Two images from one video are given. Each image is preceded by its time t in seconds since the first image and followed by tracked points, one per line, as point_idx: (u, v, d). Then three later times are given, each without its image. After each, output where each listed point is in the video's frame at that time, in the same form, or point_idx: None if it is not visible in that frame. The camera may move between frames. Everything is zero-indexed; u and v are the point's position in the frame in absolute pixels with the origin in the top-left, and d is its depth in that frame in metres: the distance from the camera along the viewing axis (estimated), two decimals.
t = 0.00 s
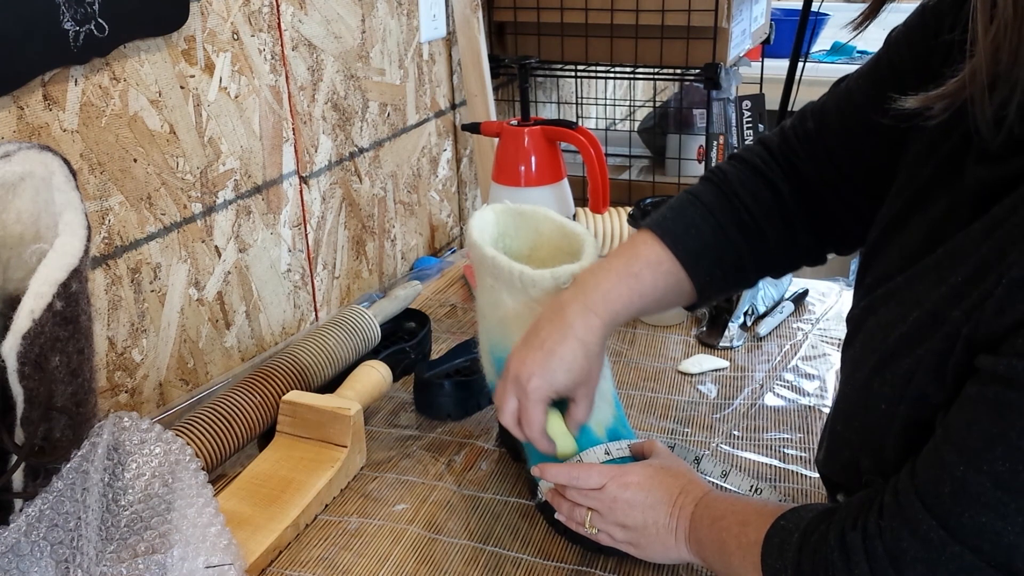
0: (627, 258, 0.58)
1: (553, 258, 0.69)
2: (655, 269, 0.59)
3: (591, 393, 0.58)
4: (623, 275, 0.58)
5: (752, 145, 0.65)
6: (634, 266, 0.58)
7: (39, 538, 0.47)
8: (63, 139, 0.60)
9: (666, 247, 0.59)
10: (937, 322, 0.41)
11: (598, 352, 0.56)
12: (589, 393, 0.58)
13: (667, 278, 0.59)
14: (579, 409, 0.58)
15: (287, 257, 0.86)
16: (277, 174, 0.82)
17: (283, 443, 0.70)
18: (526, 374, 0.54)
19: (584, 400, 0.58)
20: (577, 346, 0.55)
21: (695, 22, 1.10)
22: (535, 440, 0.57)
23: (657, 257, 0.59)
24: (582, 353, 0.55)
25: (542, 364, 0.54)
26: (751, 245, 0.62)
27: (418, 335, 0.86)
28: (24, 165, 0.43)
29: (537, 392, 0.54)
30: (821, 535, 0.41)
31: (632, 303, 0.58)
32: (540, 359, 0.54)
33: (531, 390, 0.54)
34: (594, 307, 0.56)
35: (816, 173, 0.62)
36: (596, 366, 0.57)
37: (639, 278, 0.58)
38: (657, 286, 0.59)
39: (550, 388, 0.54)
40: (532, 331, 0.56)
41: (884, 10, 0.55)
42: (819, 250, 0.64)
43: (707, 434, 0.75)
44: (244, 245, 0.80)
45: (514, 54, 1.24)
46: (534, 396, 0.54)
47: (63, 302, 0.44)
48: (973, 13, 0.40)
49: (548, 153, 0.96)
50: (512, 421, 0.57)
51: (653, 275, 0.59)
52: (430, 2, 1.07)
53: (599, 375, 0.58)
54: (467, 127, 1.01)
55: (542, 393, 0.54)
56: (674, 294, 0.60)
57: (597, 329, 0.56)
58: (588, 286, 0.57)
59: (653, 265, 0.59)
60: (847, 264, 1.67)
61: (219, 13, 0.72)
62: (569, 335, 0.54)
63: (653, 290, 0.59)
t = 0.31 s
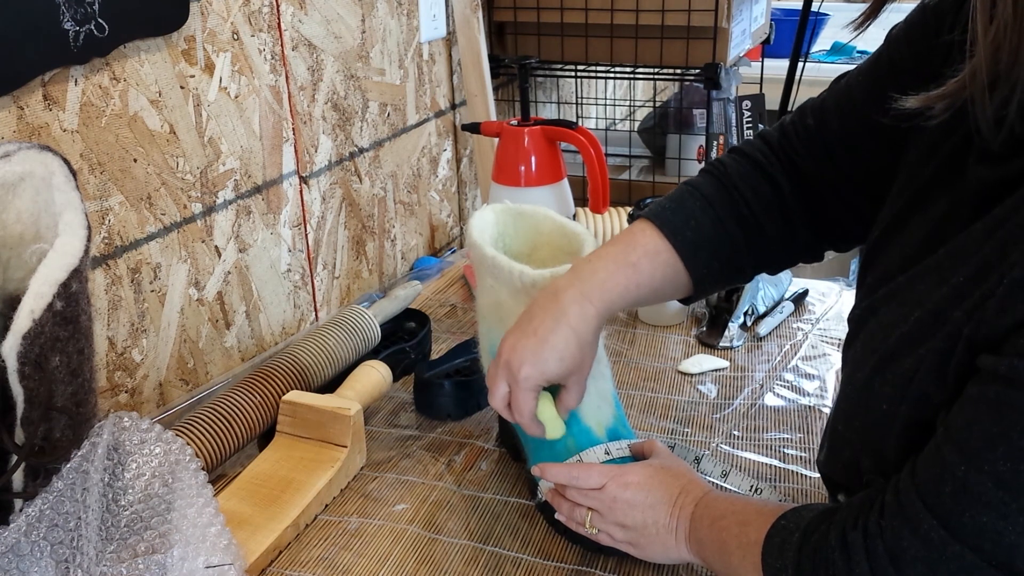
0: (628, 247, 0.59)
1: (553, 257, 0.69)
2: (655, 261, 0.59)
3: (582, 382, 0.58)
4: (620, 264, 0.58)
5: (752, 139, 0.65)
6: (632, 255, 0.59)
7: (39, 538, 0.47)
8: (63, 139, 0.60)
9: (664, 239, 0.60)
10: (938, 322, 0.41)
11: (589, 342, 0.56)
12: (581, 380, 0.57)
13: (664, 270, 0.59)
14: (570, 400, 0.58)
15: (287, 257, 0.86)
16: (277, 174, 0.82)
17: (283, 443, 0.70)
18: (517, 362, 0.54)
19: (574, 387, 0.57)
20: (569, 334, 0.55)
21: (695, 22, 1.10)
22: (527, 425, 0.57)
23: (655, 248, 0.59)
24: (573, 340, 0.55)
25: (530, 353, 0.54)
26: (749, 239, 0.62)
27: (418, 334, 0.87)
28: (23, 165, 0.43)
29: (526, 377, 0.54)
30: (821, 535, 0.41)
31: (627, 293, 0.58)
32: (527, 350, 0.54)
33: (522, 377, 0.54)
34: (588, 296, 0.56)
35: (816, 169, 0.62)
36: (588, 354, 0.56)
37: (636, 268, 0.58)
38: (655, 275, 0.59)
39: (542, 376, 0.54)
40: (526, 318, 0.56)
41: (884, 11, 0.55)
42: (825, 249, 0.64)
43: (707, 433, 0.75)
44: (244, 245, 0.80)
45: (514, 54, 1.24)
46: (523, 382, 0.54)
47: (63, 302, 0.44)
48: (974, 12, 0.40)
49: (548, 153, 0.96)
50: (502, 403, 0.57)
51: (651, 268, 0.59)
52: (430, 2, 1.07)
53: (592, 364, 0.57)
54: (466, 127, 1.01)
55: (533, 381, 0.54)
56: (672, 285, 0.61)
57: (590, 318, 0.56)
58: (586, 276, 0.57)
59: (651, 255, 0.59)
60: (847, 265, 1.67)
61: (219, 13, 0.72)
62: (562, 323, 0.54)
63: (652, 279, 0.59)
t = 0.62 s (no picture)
0: (644, 220, 0.59)
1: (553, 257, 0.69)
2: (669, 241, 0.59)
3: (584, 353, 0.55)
4: (636, 237, 0.58)
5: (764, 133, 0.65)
6: (646, 232, 0.58)
7: (39, 538, 0.47)
8: (63, 139, 0.60)
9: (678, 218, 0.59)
10: (938, 321, 0.41)
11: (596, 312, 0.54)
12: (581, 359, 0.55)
13: (677, 248, 0.59)
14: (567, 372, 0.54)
15: (287, 257, 0.86)
16: (277, 174, 0.82)
17: (283, 443, 0.70)
18: (520, 328, 0.51)
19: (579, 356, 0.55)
20: (576, 306, 0.53)
21: (695, 22, 1.10)
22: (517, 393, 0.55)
23: (670, 227, 0.59)
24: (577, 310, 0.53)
25: (534, 321, 0.51)
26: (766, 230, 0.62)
27: (418, 335, 0.87)
28: (24, 165, 0.43)
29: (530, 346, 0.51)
30: (820, 533, 0.41)
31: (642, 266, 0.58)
32: (531, 318, 0.51)
33: (523, 345, 0.51)
34: (600, 267, 0.55)
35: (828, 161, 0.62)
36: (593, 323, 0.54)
37: (649, 244, 0.58)
38: (666, 256, 0.59)
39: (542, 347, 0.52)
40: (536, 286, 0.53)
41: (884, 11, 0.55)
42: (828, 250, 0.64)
43: (707, 434, 0.75)
44: (244, 245, 0.80)
45: (514, 54, 1.24)
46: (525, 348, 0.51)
47: (63, 302, 0.44)
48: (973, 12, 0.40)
49: (548, 153, 0.96)
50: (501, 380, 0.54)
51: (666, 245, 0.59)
52: (430, 2, 1.07)
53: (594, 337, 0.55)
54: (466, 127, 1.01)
55: (532, 350, 0.52)
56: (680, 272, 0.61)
57: (598, 286, 0.54)
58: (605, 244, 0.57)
59: (665, 234, 0.59)
60: (847, 265, 1.67)
61: (219, 13, 0.72)
62: (572, 295, 0.53)
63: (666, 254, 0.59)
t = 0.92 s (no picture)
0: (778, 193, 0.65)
1: (553, 257, 0.69)
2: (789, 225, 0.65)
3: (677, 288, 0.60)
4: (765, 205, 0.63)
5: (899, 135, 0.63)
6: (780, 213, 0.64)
7: (39, 538, 0.47)
8: (63, 139, 0.60)
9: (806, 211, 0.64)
10: (936, 317, 0.41)
11: (692, 250, 0.61)
12: (679, 276, 0.60)
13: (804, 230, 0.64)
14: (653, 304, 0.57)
15: (287, 257, 0.86)
16: (277, 174, 0.82)
17: (283, 443, 0.70)
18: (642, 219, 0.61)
19: (671, 284, 0.59)
20: (688, 221, 0.62)
21: (695, 22, 1.10)
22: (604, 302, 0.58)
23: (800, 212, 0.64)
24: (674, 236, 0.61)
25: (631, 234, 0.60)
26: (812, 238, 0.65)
27: (418, 335, 0.87)
28: (23, 165, 0.43)
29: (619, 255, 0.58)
30: (817, 529, 0.41)
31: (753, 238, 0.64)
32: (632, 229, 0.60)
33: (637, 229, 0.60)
34: (713, 218, 0.63)
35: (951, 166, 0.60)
36: (690, 258, 0.61)
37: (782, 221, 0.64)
38: (784, 234, 0.65)
39: (649, 236, 0.60)
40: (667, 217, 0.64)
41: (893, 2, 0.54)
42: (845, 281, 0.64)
43: (707, 433, 0.75)
44: (244, 245, 0.80)
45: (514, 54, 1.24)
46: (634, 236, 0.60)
47: (63, 302, 0.44)
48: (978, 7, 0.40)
49: (548, 153, 0.96)
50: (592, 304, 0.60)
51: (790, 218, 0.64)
52: (430, 2, 1.07)
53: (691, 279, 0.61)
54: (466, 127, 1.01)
55: (643, 235, 0.60)
56: (790, 255, 0.66)
57: (699, 228, 0.62)
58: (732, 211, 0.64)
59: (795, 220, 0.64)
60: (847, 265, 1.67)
61: (219, 13, 0.72)
62: (692, 215, 0.62)
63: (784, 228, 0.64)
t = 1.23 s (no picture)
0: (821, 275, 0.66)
1: (553, 257, 0.69)
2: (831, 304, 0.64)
3: (715, 357, 0.65)
4: (810, 293, 0.65)
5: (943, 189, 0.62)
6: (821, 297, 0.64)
7: (39, 538, 0.47)
8: (63, 139, 0.60)
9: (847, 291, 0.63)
10: (932, 311, 0.41)
11: (737, 325, 0.66)
12: (719, 349, 0.65)
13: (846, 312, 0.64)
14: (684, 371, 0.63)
15: (287, 257, 0.86)
16: (276, 174, 0.82)
17: (283, 442, 0.70)
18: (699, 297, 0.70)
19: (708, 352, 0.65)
20: (741, 303, 0.68)
21: (695, 22, 1.10)
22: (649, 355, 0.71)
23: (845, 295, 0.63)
24: (719, 311, 0.68)
25: (683, 304, 0.70)
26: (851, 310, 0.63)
27: (418, 335, 0.87)
28: (24, 165, 0.44)
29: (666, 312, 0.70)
30: (812, 515, 0.41)
31: (797, 324, 0.65)
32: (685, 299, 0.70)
33: (688, 303, 0.70)
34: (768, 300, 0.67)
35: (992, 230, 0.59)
36: (734, 330, 0.66)
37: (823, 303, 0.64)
38: (831, 321, 0.64)
39: (700, 309, 0.69)
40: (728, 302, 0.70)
41: None
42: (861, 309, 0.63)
43: (707, 433, 0.75)
44: (244, 245, 0.80)
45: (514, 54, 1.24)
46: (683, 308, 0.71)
47: (63, 302, 0.44)
48: None
49: (548, 153, 0.96)
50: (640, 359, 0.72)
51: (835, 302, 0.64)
52: (431, 3, 1.07)
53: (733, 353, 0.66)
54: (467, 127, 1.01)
55: (691, 309, 0.70)
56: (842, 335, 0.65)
57: (748, 306, 0.67)
58: (783, 300, 0.66)
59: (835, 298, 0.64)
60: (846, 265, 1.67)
61: (219, 13, 0.72)
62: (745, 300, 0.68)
63: (832, 308, 0.64)
